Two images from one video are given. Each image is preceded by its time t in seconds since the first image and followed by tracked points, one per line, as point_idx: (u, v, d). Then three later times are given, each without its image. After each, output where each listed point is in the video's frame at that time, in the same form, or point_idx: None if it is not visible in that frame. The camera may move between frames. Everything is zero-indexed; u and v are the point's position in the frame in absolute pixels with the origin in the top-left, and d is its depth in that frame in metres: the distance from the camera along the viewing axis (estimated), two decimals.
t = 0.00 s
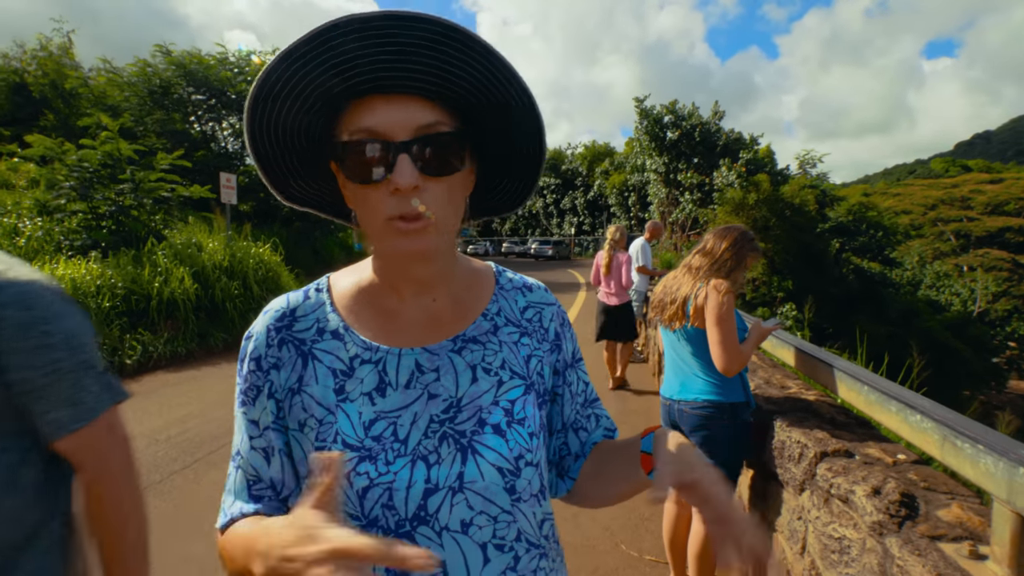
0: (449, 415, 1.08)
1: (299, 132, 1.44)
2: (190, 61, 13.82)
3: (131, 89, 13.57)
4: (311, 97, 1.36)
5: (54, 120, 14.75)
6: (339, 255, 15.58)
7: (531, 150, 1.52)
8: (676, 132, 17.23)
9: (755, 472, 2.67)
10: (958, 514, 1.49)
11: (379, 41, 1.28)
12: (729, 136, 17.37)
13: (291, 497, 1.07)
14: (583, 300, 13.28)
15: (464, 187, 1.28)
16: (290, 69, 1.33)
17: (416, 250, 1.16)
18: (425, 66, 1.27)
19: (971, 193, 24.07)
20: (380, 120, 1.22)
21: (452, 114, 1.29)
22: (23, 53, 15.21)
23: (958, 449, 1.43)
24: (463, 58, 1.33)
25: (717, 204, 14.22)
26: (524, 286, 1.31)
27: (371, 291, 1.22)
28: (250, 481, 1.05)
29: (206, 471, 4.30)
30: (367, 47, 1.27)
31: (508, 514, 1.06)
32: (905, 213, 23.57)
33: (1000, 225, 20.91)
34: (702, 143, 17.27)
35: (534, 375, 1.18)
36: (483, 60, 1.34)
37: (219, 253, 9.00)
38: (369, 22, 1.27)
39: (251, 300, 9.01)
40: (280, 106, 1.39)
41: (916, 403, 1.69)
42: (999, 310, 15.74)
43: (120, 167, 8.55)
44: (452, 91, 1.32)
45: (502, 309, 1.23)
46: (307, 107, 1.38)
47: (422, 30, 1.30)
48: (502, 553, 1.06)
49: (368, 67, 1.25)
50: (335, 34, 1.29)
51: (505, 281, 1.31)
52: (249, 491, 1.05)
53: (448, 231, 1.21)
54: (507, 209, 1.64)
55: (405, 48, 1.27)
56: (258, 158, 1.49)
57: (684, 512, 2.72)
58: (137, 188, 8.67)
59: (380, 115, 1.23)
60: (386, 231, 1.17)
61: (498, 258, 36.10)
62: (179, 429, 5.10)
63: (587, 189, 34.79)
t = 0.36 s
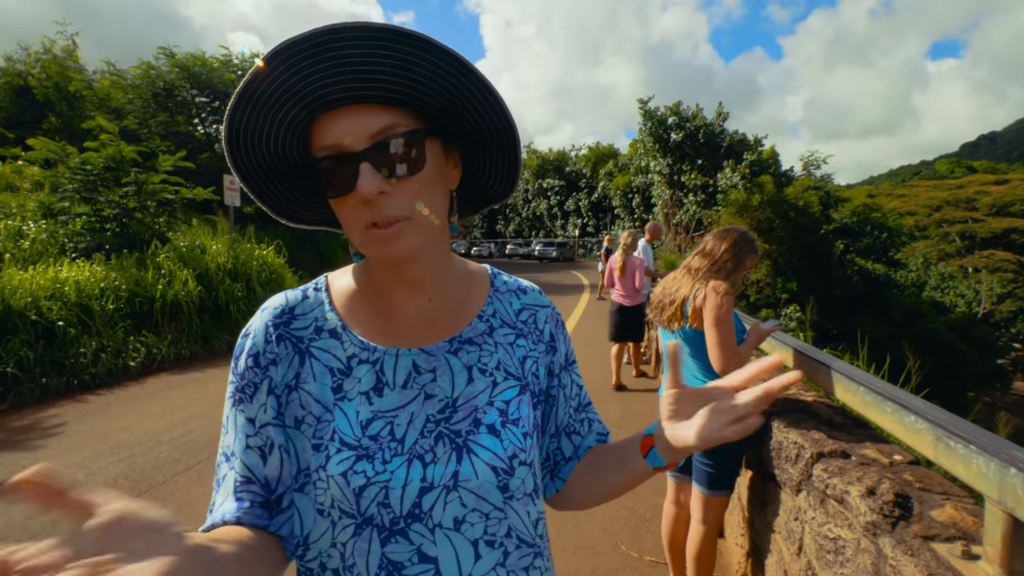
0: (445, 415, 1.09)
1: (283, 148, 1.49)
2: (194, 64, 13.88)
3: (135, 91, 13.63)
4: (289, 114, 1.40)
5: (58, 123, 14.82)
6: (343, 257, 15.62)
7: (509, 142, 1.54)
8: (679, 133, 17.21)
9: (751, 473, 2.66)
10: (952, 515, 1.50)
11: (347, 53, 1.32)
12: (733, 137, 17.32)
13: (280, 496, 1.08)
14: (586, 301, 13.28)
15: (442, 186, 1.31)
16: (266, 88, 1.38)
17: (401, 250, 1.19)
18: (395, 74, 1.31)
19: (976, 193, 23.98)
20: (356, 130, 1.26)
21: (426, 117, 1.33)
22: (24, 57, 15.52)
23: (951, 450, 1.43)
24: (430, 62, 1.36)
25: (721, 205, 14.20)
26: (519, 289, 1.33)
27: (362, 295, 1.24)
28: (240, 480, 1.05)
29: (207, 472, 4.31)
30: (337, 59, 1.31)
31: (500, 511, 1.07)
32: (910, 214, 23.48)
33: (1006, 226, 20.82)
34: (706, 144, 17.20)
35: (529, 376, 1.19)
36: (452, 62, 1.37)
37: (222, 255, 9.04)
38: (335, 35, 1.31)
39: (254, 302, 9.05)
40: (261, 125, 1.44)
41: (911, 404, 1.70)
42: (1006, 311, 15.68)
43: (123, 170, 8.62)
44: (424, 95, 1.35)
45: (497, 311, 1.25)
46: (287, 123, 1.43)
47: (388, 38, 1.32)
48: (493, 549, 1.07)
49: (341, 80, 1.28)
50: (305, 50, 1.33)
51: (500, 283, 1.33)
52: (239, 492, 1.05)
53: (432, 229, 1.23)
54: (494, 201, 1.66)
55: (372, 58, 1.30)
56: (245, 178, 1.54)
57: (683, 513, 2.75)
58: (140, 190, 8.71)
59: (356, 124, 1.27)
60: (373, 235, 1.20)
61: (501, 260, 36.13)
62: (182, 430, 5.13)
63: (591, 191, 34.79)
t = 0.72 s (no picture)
0: (435, 414, 1.09)
1: (287, 143, 1.48)
2: (195, 63, 13.90)
3: (136, 91, 13.64)
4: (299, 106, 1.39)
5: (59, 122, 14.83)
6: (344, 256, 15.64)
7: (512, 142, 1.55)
8: (680, 132, 17.19)
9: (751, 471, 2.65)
10: (948, 513, 1.50)
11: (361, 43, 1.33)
12: (734, 134, 17.29)
13: (268, 499, 1.10)
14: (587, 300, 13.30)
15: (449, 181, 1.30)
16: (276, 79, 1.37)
17: (404, 243, 1.18)
18: (408, 67, 1.32)
19: (978, 191, 23.93)
20: (370, 118, 1.26)
21: (436, 113, 1.34)
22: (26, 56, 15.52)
23: (946, 448, 1.43)
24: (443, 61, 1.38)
25: (721, 203, 14.21)
26: (510, 286, 1.33)
27: (356, 293, 1.23)
28: (226, 482, 1.07)
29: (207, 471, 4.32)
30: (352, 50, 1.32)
31: (491, 509, 1.08)
32: (911, 212, 23.44)
33: (1008, 224, 20.77)
34: (707, 142, 17.17)
35: (520, 374, 1.19)
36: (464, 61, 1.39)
37: (223, 254, 9.06)
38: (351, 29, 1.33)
39: (255, 301, 9.07)
40: (268, 117, 1.43)
41: (907, 402, 1.69)
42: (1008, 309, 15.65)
43: (124, 169, 8.65)
44: (432, 91, 1.37)
45: (489, 310, 1.24)
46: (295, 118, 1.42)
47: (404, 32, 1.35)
48: (484, 547, 1.07)
49: (357, 70, 1.29)
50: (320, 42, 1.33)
51: (491, 281, 1.32)
52: (227, 495, 1.07)
53: (436, 223, 1.23)
54: (494, 204, 1.65)
55: (386, 50, 1.32)
56: (243, 175, 1.51)
57: (681, 513, 2.76)
58: (141, 189, 8.74)
59: (365, 114, 1.27)
60: (373, 228, 1.19)
61: (502, 258, 36.14)
62: (183, 429, 5.15)
63: (592, 189, 34.76)
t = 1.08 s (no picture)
0: (436, 413, 1.10)
1: (294, 144, 1.48)
2: (200, 65, 13.97)
3: (141, 92, 13.71)
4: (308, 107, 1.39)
5: (64, 123, 14.91)
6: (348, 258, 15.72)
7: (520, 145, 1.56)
8: (684, 133, 17.15)
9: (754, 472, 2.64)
10: (950, 515, 1.50)
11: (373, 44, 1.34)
12: (738, 136, 17.26)
13: (270, 493, 1.10)
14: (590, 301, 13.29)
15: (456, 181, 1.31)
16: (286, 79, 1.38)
17: (410, 241, 1.19)
18: (416, 67, 1.33)
19: (984, 193, 23.86)
20: (381, 116, 1.27)
21: (445, 113, 1.35)
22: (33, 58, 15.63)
23: (948, 449, 1.43)
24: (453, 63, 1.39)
25: (725, 205, 14.20)
26: (512, 287, 1.33)
27: (361, 292, 1.24)
28: (227, 476, 1.07)
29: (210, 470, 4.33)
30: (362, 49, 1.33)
31: (489, 507, 1.08)
32: (916, 214, 23.38)
33: (1014, 226, 20.69)
34: (711, 143, 17.14)
35: (521, 375, 1.20)
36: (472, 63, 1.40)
37: (227, 255, 9.09)
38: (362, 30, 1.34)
39: (259, 302, 9.10)
40: (276, 117, 1.43)
41: (909, 404, 1.69)
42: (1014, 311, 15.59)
43: (128, 170, 8.67)
44: (440, 91, 1.38)
45: (491, 311, 1.25)
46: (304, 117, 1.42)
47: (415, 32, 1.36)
48: (482, 545, 1.08)
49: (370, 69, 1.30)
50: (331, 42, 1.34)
51: (494, 282, 1.33)
52: (229, 487, 1.07)
53: (442, 223, 1.24)
54: (498, 205, 1.66)
55: (398, 51, 1.33)
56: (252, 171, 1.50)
57: (684, 514, 2.75)
58: (146, 190, 8.77)
59: (374, 113, 1.28)
60: (378, 226, 1.20)
61: (506, 259, 36.15)
62: (187, 429, 5.16)
63: (596, 191, 34.73)
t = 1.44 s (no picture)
0: (440, 411, 1.11)
1: (303, 135, 1.44)
2: (202, 65, 13.99)
3: (144, 92, 13.73)
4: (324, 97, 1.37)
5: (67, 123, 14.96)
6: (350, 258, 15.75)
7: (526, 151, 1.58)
8: (687, 133, 17.12)
9: (758, 475, 2.64)
10: (952, 514, 1.50)
11: (397, 37, 1.33)
12: (740, 136, 17.24)
13: (275, 494, 1.11)
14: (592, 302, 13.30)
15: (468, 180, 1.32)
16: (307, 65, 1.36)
17: (422, 237, 1.19)
18: (437, 65, 1.34)
19: (988, 193, 23.85)
20: (404, 110, 1.27)
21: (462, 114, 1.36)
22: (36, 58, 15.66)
23: (950, 449, 1.44)
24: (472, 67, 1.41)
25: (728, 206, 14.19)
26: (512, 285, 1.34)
27: (365, 290, 1.25)
28: (232, 477, 1.09)
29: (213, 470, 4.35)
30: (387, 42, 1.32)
31: (495, 504, 1.09)
32: (919, 214, 23.39)
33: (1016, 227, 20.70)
34: (713, 144, 17.11)
35: (523, 372, 1.21)
36: (490, 67, 1.42)
37: (229, 255, 9.12)
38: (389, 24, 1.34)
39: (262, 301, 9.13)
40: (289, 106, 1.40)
41: (911, 403, 1.70)
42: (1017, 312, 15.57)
43: (131, 170, 8.68)
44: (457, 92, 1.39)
45: (492, 308, 1.26)
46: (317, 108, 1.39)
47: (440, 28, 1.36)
48: (488, 541, 1.09)
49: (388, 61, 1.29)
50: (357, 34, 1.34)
51: (494, 280, 1.33)
52: (234, 487, 1.09)
53: (457, 221, 1.24)
54: (496, 209, 1.68)
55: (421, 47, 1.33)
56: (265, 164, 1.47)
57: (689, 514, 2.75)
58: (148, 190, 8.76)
59: (391, 107, 1.27)
60: (391, 222, 1.19)
61: (508, 260, 36.16)
62: (190, 429, 5.18)
63: (598, 191, 34.70)
